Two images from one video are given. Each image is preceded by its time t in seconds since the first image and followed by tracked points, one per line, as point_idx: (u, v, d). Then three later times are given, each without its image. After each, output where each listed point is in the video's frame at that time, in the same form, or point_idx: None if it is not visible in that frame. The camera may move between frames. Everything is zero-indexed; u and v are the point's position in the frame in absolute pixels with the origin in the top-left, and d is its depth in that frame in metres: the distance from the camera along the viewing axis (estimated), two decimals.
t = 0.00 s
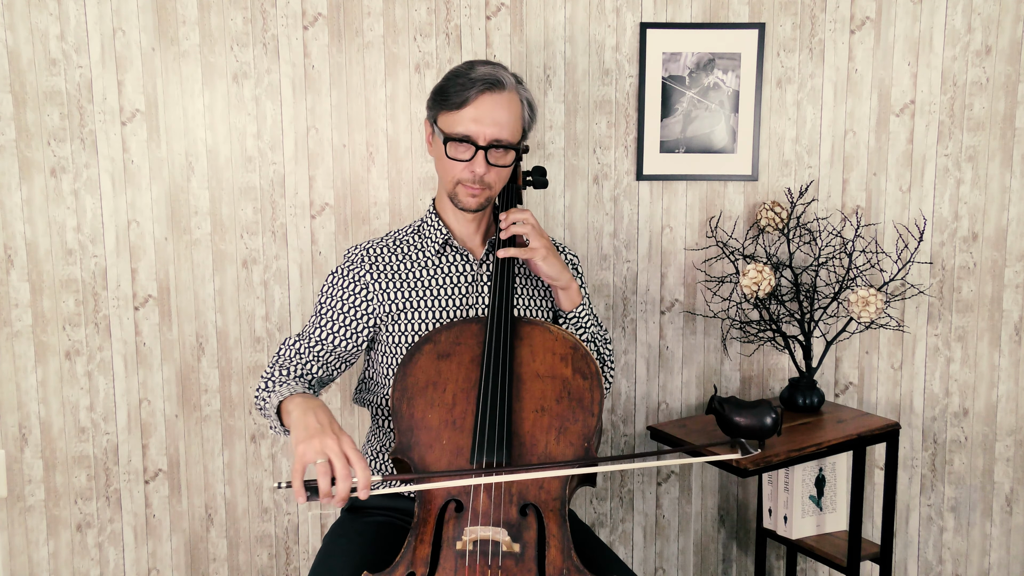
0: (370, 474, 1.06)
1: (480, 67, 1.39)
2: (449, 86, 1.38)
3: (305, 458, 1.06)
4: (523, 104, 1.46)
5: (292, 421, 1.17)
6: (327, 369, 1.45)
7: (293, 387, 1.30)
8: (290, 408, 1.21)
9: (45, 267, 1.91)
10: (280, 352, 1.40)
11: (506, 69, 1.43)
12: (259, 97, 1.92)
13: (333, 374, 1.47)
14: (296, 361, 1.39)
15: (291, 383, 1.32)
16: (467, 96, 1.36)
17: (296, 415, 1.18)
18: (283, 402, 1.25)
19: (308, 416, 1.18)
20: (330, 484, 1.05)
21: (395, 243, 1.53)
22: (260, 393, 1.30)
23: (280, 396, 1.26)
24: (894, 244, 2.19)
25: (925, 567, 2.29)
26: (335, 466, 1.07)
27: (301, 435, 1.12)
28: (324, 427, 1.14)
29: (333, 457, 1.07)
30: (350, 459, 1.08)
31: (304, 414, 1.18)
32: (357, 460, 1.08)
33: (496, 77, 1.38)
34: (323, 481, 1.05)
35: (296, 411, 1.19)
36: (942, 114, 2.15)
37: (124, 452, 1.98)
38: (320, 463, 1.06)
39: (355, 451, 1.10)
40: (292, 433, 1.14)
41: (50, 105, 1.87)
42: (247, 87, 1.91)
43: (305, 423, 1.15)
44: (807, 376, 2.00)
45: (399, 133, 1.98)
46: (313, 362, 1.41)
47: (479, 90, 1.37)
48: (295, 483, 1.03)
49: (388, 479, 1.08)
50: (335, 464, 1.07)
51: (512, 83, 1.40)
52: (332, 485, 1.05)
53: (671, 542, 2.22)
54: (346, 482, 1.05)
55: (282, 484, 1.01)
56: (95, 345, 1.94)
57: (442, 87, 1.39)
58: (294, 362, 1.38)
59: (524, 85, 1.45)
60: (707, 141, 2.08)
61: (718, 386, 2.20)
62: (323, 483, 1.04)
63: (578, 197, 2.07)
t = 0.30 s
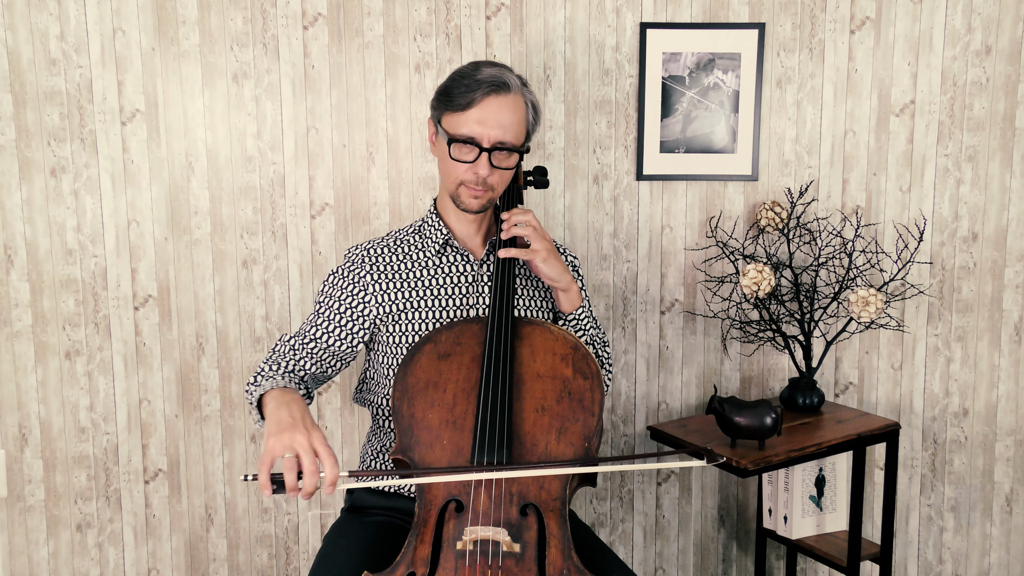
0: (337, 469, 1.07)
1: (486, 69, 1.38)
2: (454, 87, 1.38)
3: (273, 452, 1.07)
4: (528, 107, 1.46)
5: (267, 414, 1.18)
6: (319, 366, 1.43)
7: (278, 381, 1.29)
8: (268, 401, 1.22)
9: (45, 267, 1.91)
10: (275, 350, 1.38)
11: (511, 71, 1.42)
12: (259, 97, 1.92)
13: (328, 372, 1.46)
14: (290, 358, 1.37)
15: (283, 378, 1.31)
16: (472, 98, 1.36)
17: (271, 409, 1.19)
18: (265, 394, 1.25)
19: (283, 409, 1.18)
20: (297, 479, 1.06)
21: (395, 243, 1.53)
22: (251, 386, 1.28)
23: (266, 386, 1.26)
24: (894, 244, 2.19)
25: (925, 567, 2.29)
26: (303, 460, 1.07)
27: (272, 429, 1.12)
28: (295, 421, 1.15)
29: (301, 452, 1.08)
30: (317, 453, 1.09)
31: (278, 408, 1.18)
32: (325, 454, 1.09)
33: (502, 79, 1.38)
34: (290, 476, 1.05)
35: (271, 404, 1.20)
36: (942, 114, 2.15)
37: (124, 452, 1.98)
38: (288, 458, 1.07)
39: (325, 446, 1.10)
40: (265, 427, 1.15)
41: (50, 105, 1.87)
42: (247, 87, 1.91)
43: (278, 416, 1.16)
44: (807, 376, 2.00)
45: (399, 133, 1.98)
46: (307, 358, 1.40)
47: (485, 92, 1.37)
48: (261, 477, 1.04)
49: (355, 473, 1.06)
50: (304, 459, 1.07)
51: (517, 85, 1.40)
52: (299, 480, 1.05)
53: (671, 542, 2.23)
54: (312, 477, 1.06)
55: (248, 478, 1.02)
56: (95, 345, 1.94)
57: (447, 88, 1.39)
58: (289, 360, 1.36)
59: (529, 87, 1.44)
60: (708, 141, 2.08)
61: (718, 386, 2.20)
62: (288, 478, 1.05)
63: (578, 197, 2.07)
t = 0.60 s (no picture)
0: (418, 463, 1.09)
1: (475, 67, 1.38)
2: (445, 86, 1.38)
3: (353, 443, 1.08)
4: (519, 103, 1.46)
5: (338, 402, 1.18)
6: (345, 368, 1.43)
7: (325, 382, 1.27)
8: (335, 390, 1.21)
9: (45, 267, 1.91)
10: (295, 355, 1.36)
11: (501, 68, 1.42)
12: (258, 97, 1.92)
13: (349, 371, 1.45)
14: (315, 360, 1.36)
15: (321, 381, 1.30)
16: (462, 96, 1.36)
17: (342, 397, 1.18)
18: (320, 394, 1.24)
19: (356, 398, 1.18)
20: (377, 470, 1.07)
21: (394, 243, 1.53)
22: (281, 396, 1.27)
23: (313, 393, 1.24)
24: (894, 244, 2.19)
25: (925, 567, 2.29)
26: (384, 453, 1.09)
27: (349, 418, 1.13)
28: (372, 409, 1.15)
29: (382, 444, 1.08)
30: (399, 446, 1.10)
31: (352, 397, 1.18)
32: (406, 447, 1.10)
33: (491, 76, 1.38)
34: (372, 468, 1.07)
35: (343, 392, 1.19)
36: (943, 114, 2.15)
37: (124, 452, 1.98)
38: (369, 450, 1.08)
39: (405, 438, 1.11)
40: (341, 414, 1.15)
41: (50, 105, 1.87)
42: (247, 87, 1.91)
43: (353, 405, 1.15)
44: (808, 376, 1.99)
45: (399, 133, 1.97)
46: (332, 361, 1.39)
47: (474, 90, 1.37)
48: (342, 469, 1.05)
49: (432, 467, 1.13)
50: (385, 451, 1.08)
51: (507, 81, 1.40)
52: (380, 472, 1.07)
53: (671, 542, 2.23)
54: (393, 470, 1.08)
55: (332, 470, 1.02)
56: (95, 345, 1.94)
57: (438, 88, 1.39)
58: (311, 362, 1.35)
59: (519, 83, 1.44)
60: (707, 141, 2.08)
61: (719, 386, 2.20)
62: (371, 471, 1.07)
63: (578, 197, 2.07)
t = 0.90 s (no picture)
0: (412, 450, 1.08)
1: (482, 70, 1.38)
2: (451, 88, 1.38)
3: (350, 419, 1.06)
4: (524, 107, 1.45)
5: (333, 384, 1.17)
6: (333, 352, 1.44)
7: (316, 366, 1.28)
8: (329, 373, 1.21)
9: (45, 267, 1.91)
10: (286, 337, 1.38)
11: (508, 71, 1.42)
12: (259, 96, 1.92)
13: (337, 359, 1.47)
14: (305, 344, 1.39)
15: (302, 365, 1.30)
16: (469, 100, 1.36)
17: (337, 380, 1.17)
18: (312, 374, 1.24)
19: (351, 381, 1.17)
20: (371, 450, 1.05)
21: (395, 242, 1.53)
22: (265, 372, 1.30)
23: (301, 374, 1.25)
24: (894, 244, 2.19)
25: (925, 566, 2.29)
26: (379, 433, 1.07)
27: (344, 400, 1.11)
28: (368, 394, 1.14)
29: (379, 424, 1.07)
30: (393, 430, 1.09)
31: (347, 380, 1.17)
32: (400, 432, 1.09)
33: (498, 81, 1.37)
34: (366, 445, 1.04)
35: (337, 376, 1.18)
36: (943, 114, 2.15)
37: (124, 452, 1.98)
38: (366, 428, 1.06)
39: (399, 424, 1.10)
40: (335, 396, 1.13)
41: (50, 105, 1.87)
42: (247, 87, 1.91)
43: (349, 387, 1.15)
44: (808, 376, 1.99)
45: (399, 133, 1.98)
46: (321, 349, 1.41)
47: (481, 94, 1.36)
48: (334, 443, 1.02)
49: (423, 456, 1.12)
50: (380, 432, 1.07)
51: (514, 86, 1.40)
52: (374, 452, 1.04)
53: (671, 542, 2.23)
54: (386, 451, 1.05)
55: (325, 441, 1.00)
56: (95, 345, 1.94)
57: (444, 90, 1.39)
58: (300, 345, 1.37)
59: (525, 87, 1.44)
60: (707, 141, 2.08)
61: (719, 386, 2.20)
62: (365, 447, 1.03)
63: (578, 197, 2.07)
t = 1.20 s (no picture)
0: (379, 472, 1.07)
1: (488, 71, 1.38)
2: (457, 88, 1.38)
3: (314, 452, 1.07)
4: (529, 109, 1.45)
5: (302, 413, 1.18)
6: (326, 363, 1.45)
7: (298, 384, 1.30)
8: (300, 400, 1.22)
9: (45, 266, 1.91)
10: (279, 348, 1.39)
11: (513, 72, 1.42)
12: (259, 96, 1.92)
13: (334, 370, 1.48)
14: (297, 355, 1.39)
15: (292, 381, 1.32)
16: (475, 101, 1.36)
17: (306, 409, 1.18)
18: (289, 397, 1.25)
19: (319, 409, 1.18)
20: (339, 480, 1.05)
21: (395, 243, 1.53)
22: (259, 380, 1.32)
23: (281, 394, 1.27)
24: (894, 244, 2.19)
25: (925, 566, 2.29)
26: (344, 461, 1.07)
27: (311, 429, 1.12)
28: (333, 421, 1.14)
29: (344, 452, 1.08)
30: (359, 455, 1.09)
31: (316, 408, 1.18)
32: (366, 457, 1.09)
33: (504, 82, 1.38)
34: (332, 477, 1.05)
35: (306, 405, 1.19)
36: (942, 114, 2.15)
37: (124, 452, 1.98)
38: (330, 458, 1.07)
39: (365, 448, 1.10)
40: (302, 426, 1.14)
41: (50, 105, 1.87)
42: (247, 87, 1.91)
43: (316, 416, 1.15)
44: (808, 376, 1.99)
45: (399, 133, 1.98)
46: (313, 358, 1.41)
47: (488, 95, 1.36)
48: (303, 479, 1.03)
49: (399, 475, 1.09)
50: (346, 460, 1.07)
51: (519, 88, 1.40)
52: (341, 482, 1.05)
53: (671, 542, 2.23)
54: (354, 478, 1.06)
55: (291, 480, 1.01)
56: (95, 345, 1.94)
57: (450, 89, 1.38)
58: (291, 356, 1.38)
59: (531, 89, 1.44)
60: (707, 141, 2.08)
61: (719, 386, 2.20)
62: (331, 479, 1.04)
63: (578, 197, 2.07)
